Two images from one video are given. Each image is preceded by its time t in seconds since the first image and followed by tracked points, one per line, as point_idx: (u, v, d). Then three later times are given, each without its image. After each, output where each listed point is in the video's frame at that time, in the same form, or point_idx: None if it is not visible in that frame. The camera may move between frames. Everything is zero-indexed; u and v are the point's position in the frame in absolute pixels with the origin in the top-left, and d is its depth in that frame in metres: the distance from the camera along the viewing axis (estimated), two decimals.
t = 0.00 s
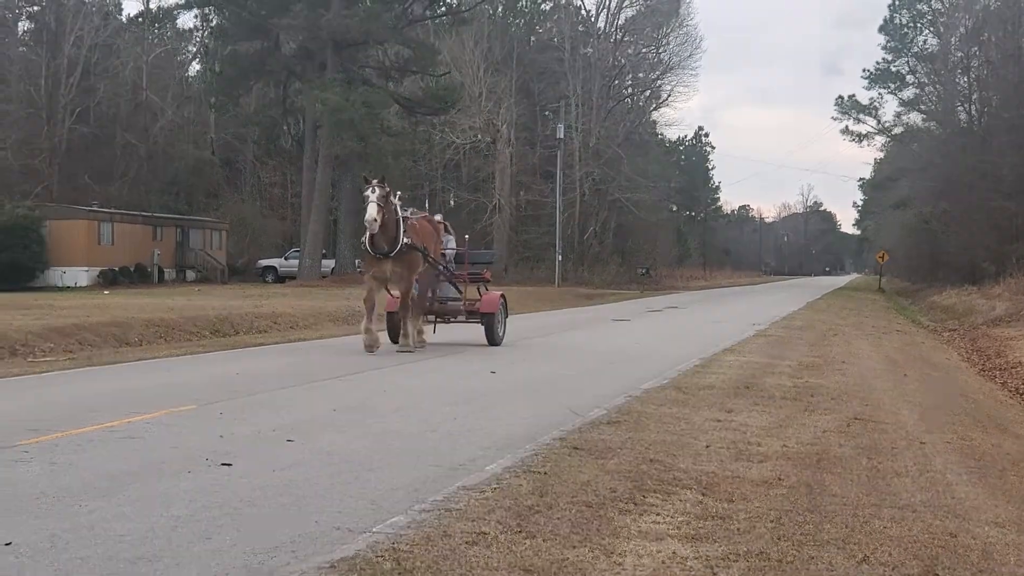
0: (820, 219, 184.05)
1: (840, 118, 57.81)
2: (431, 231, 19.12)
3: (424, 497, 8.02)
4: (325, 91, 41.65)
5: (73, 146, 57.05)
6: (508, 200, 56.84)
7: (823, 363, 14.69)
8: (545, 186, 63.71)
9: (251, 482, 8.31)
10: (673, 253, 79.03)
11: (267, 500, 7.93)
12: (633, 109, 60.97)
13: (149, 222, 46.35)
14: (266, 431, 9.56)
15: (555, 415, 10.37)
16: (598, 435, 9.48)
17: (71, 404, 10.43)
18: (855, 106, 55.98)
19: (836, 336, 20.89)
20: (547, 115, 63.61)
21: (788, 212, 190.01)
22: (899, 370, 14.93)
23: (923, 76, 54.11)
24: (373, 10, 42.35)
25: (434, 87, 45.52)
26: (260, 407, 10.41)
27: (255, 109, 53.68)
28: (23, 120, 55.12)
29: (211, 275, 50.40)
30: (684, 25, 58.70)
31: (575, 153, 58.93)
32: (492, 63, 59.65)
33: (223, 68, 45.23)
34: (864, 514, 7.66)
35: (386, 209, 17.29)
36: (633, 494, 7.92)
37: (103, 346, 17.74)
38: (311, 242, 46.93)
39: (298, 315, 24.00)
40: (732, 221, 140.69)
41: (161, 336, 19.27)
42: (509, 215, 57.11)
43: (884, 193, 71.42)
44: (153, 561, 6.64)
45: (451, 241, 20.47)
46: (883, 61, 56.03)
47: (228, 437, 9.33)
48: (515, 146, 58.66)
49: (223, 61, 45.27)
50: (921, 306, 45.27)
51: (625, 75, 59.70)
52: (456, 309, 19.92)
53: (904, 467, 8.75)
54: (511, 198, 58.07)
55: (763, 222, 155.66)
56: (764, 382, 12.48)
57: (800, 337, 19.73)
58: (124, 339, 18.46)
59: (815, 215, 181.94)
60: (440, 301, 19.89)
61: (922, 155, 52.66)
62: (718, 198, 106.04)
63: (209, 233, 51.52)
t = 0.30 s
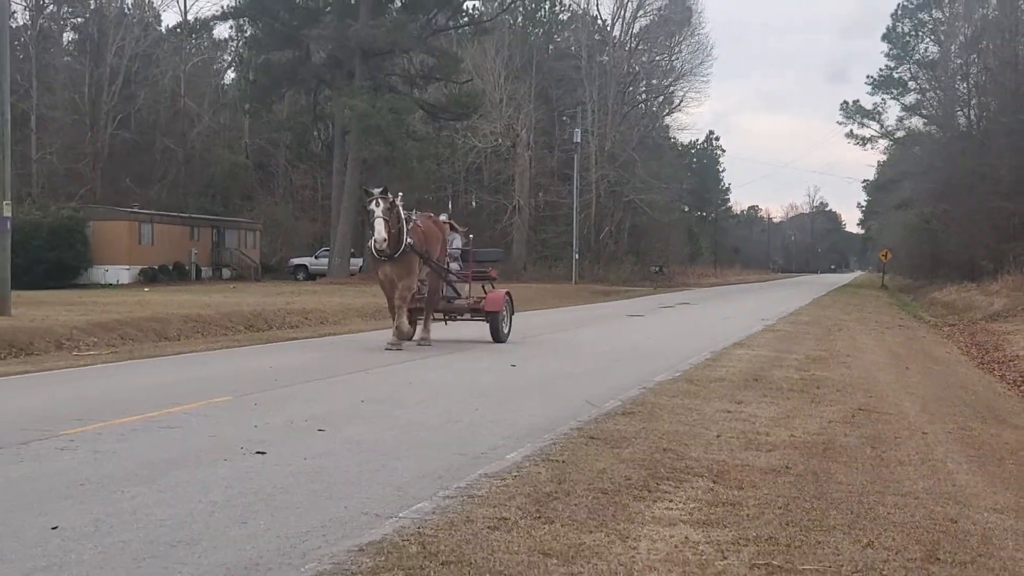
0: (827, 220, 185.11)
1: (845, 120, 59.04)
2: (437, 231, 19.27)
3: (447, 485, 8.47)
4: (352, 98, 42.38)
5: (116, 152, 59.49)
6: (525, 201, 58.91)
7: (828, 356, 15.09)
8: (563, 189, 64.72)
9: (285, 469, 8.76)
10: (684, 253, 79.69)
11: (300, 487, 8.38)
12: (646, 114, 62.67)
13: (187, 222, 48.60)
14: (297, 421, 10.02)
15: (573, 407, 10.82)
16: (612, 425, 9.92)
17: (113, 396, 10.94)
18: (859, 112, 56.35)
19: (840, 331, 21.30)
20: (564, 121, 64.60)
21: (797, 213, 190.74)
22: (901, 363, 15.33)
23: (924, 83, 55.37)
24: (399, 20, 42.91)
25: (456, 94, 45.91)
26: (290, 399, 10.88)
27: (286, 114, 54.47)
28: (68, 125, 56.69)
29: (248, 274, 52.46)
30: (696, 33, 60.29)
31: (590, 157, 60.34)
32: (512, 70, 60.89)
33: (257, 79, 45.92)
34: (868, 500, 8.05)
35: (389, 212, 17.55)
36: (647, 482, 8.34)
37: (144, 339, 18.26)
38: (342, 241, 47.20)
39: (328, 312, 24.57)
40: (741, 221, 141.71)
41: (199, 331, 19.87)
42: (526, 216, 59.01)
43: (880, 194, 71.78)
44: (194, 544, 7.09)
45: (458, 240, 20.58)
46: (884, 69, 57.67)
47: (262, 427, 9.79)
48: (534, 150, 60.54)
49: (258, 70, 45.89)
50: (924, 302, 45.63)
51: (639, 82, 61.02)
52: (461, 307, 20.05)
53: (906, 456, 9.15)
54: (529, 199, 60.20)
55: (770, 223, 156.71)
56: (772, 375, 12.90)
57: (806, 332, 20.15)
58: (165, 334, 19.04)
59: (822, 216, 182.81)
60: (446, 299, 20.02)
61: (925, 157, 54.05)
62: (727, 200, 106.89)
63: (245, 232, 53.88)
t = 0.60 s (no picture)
0: (824, 222, 186.37)
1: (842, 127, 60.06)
2: (437, 232, 19.51)
3: (466, 471, 9.02)
4: (374, 107, 43.19)
5: (152, 158, 63.64)
6: (540, 205, 59.95)
7: (825, 351, 15.64)
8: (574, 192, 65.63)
9: (314, 456, 9.33)
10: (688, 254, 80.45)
11: (326, 473, 8.93)
12: (653, 122, 63.31)
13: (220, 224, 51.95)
14: (324, 411, 10.61)
15: (583, 398, 11.39)
16: (621, 415, 10.48)
17: (150, 388, 11.59)
18: (854, 119, 56.83)
19: (835, 326, 21.80)
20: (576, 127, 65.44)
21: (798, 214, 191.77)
22: (894, 357, 15.84)
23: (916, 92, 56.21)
24: (420, 33, 43.39)
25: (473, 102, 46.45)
26: (315, 391, 11.48)
27: (312, 123, 55.40)
28: (108, 134, 61.84)
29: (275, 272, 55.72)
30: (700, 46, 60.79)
31: (600, 163, 61.09)
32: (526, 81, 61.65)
33: (285, 88, 46.40)
34: (862, 487, 8.58)
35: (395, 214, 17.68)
36: (655, 469, 8.88)
37: (179, 335, 19.34)
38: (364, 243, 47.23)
39: (354, 308, 25.38)
40: (742, 222, 142.90)
41: (231, 327, 20.80)
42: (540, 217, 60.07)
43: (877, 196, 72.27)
44: (228, 526, 7.63)
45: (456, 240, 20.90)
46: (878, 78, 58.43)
47: (290, 417, 10.38)
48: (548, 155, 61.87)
49: (285, 80, 46.40)
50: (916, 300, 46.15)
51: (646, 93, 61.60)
52: (462, 305, 20.39)
53: (898, 445, 9.69)
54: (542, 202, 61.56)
55: (771, 223, 157.86)
56: (771, 368, 13.47)
57: (804, 327, 20.69)
58: (200, 329, 20.05)
59: (819, 217, 184.13)
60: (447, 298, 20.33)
61: (914, 163, 55.01)
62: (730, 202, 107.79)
63: (276, 234, 56.96)
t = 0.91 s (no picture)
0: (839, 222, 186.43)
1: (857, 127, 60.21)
2: (439, 226, 19.33)
3: (486, 467, 9.12)
4: (397, 108, 43.55)
5: (176, 158, 66.16)
6: (559, 204, 60.27)
7: (842, 348, 15.73)
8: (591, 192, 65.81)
9: (336, 452, 9.47)
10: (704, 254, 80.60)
11: (348, 469, 9.05)
12: (671, 122, 63.43)
13: (244, 224, 53.50)
14: (346, 408, 10.77)
15: (599, 396, 11.50)
16: (640, 412, 10.60)
17: (175, 386, 11.76)
18: (871, 120, 56.93)
19: (851, 324, 21.88)
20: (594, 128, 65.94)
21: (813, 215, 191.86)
22: (910, 355, 15.94)
23: (932, 94, 56.41)
24: (440, 34, 43.46)
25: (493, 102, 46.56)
26: (336, 388, 11.62)
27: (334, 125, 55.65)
28: (134, 134, 64.53)
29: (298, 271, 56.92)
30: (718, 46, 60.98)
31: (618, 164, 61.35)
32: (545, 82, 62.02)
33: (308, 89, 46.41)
34: (879, 483, 8.67)
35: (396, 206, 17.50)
36: (673, 465, 8.98)
37: (204, 332, 19.58)
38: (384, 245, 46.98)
39: (374, 307, 25.66)
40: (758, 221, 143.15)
41: (255, 325, 21.07)
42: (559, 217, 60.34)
43: (892, 197, 72.26)
44: (250, 522, 7.73)
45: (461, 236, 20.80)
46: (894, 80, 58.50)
47: (311, 414, 10.51)
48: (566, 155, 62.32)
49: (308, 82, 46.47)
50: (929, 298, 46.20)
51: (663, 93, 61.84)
52: (466, 304, 20.22)
53: (914, 442, 9.80)
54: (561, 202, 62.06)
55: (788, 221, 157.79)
56: (788, 366, 13.58)
57: (822, 325, 20.78)
58: (224, 327, 20.32)
59: (835, 218, 184.27)
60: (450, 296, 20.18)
61: (930, 163, 54.95)
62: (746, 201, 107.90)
63: (298, 233, 58.58)
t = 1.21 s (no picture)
0: (862, 221, 185.93)
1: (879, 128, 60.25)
2: (448, 227, 19.06)
3: (516, 463, 9.29)
4: (427, 110, 44.17)
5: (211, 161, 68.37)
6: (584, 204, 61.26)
7: (867, 346, 15.86)
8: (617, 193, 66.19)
9: (369, 448, 9.67)
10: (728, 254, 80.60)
11: (380, 465, 9.24)
12: (697, 124, 63.54)
13: (276, 224, 54.90)
14: (377, 406, 11.00)
15: (627, 393, 11.67)
16: (667, 410, 10.78)
17: (212, 384, 12.02)
18: (893, 120, 56.93)
19: (876, 322, 21.99)
20: (621, 129, 66.40)
21: (835, 215, 191.38)
22: (936, 352, 16.05)
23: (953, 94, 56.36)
24: (469, 38, 43.60)
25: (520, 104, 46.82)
26: (367, 387, 11.85)
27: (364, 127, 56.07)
28: (170, 137, 66.56)
29: (329, 270, 58.16)
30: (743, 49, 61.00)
31: (644, 164, 61.81)
32: (572, 84, 62.38)
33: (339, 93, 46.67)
34: (904, 479, 8.80)
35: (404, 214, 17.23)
36: (700, 462, 9.14)
37: (239, 330, 19.88)
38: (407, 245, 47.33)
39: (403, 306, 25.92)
40: (783, 220, 143.13)
41: (288, 324, 21.39)
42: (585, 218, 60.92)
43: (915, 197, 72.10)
44: (286, 515, 7.91)
45: (472, 235, 20.63)
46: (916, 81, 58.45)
47: (344, 411, 10.73)
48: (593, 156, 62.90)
49: (340, 86, 46.84)
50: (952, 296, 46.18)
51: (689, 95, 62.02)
52: (479, 305, 20.06)
53: (938, 438, 9.94)
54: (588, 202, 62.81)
55: (812, 220, 157.57)
56: (812, 363, 13.72)
57: (847, 323, 20.89)
58: (258, 325, 20.63)
59: (857, 218, 183.74)
60: (463, 297, 20.01)
61: (951, 163, 54.88)
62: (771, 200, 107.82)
63: (328, 234, 59.97)
